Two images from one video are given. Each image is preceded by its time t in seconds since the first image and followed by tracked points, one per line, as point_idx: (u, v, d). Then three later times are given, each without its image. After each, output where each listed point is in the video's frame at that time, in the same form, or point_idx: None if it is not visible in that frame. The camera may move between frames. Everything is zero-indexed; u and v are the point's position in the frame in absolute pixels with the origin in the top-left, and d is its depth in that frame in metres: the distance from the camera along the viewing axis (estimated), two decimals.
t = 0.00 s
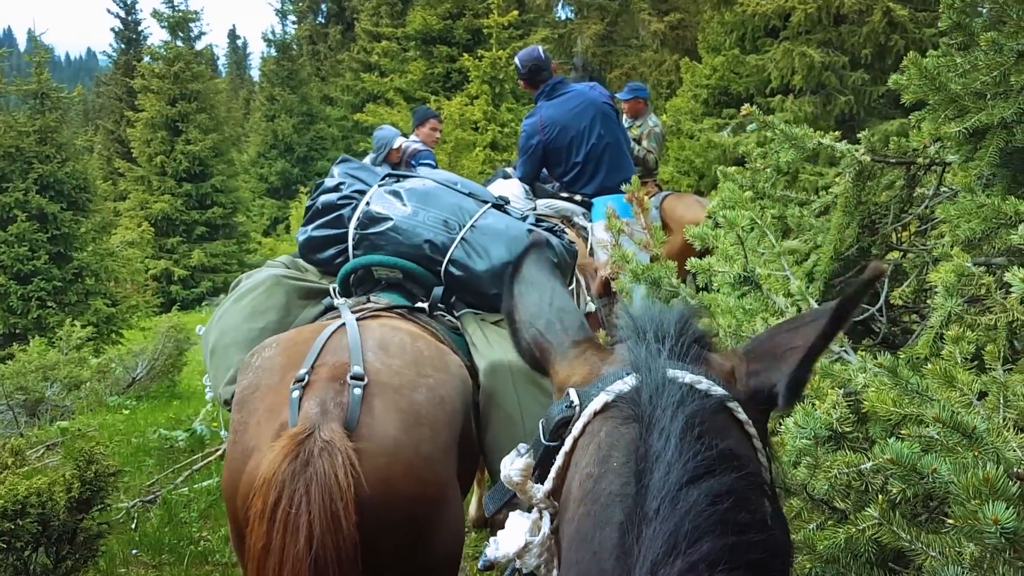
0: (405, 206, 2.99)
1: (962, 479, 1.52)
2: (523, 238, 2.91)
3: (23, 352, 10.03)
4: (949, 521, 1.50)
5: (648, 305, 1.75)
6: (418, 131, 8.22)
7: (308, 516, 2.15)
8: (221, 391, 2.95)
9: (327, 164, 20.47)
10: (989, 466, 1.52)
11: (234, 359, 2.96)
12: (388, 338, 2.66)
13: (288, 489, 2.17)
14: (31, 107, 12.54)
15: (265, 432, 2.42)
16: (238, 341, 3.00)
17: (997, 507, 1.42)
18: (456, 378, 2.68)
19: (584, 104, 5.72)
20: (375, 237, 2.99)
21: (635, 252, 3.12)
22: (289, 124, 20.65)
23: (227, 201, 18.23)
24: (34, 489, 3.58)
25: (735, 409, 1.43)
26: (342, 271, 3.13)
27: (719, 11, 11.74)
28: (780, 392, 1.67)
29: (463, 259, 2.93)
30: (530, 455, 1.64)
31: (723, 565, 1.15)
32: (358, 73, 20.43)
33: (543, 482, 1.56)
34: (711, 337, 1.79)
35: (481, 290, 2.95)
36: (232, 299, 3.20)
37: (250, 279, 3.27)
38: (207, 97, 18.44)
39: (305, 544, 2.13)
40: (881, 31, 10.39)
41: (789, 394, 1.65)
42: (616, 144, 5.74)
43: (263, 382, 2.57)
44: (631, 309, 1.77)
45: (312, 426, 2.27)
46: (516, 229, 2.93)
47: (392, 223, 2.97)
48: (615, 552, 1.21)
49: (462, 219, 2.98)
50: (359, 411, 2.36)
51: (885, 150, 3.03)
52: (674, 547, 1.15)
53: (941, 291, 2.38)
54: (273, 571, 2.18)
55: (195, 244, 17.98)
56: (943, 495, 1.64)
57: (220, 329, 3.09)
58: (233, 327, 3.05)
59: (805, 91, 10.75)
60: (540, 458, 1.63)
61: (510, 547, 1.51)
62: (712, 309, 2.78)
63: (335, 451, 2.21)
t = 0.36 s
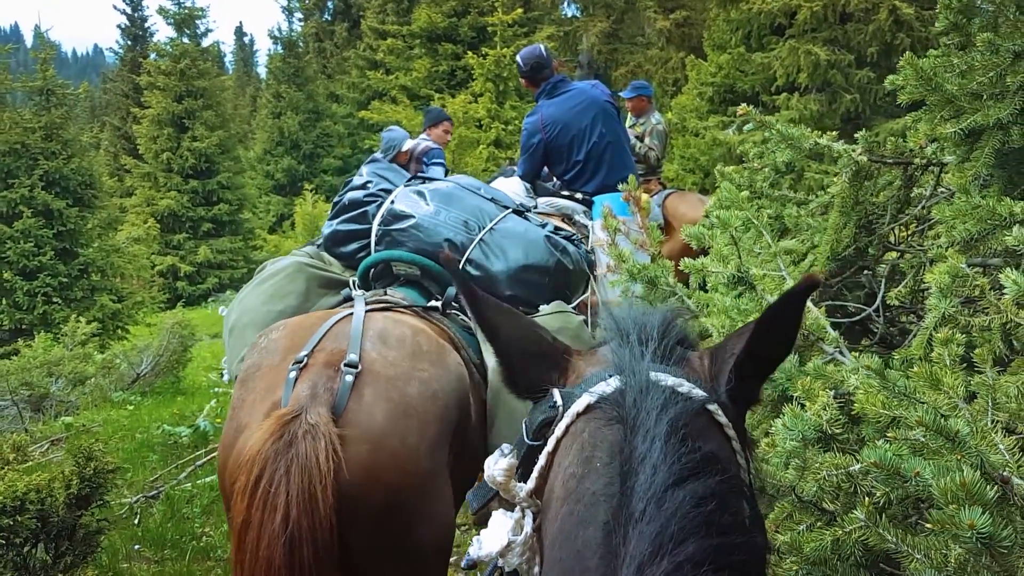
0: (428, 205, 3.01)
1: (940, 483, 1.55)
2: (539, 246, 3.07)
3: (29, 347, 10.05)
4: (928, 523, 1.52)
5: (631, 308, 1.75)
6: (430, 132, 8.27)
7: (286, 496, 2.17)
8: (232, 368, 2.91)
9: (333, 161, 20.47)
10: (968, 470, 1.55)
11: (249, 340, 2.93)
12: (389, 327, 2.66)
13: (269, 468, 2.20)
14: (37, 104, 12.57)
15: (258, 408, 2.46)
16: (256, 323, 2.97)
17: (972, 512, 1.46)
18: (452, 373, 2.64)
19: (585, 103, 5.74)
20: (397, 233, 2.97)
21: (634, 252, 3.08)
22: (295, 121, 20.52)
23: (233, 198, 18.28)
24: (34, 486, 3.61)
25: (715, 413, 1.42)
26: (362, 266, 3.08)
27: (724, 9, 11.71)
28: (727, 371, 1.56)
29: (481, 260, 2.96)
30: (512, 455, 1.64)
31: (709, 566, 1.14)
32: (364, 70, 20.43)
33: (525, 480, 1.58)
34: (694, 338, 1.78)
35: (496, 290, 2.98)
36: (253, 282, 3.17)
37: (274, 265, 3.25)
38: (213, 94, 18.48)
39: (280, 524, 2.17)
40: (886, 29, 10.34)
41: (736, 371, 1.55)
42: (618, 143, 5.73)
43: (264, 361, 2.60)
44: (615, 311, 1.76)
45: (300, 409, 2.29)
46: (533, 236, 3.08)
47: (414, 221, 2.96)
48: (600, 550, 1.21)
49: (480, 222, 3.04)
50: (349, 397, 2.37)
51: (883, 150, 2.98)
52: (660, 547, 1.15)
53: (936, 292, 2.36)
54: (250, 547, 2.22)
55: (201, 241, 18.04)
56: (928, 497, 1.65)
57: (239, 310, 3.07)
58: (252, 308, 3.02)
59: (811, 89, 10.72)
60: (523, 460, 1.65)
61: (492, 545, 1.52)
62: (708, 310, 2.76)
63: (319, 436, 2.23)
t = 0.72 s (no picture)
0: (422, 205, 3.03)
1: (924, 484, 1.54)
2: (531, 242, 3.06)
3: (37, 348, 10.09)
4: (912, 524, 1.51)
5: (612, 307, 1.74)
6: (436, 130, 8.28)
7: (292, 489, 2.18)
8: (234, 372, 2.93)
9: (340, 162, 20.53)
10: (953, 471, 1.55)
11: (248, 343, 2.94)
12: (394, 327, 2.68)
13: (277, 461, 2.20)
14: (46, 106, 12.63)
15: (264, 406, 2.47)
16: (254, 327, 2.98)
17: (955, 513, 1.45)
18: (456, 371, 2.62)
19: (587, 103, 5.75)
20: (392, 234, 3.00)
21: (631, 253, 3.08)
22: (302, 123, 20.43)
23: (240, 199, 18.34)
24: (35, 485, 3.62)
25: (694, 412, 1.41)
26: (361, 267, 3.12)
27: (730, 9, 11.68)
28: (706, 370, 1.55)
29: (474, 258, 2.95)
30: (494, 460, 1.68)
31: (690, 563, 1.14)
32: (370, 72, 20.48)
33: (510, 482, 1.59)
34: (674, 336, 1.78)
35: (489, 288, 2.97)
36: (255, 288, 3.19)
37: (274, 269, 3.26)
38: (221, 95, 18.54)
39: (286, 517, 2.17)
40: (892, 29, 10.30)
41: (714, 372, 1.53)
42: (620, 142, 5.72)
43: (269, 358, 2.61)
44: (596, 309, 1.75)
45: (307, 404, 2.30)
46: (526, 232, 3.08)
47: (408, 221, 2.98)
48: (583, 550, 1.22)
49: (473, 219, 3.04)
50: (355, 394, 2.38)
51: (880, 150, 3.00)
52: (643, 545, 1.15)
53: (932, 292, 2.34)
54: (254, 542, 2.21)
55: (209, 241, 18.13)
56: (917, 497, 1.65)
57: (240, 315, 3.08)
58: (252, 313, 3.03)
59: (816, 89, 10.69)
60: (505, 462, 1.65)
61: (477, 545, 1.55)
62: (706, 309, 2.75)
63: (327, 430, 2.25)
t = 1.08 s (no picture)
0: (414, 205, 3.03)
1: (919, 484, 1.53)
2: (524, 239, 3.06)
3: (40, 348, 10.09)
4: (906, 523, 1.51)
5: (606, 306, 1.74)
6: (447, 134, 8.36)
7: (282, 487, 2.18)
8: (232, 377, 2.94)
9: (342, 162, 20.56)
10: (947, 471, 1.54)
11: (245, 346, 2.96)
12: (383, 324, 2.67)
13: (266, 460, 2.20)
14: (47, 105, 12.66)
15: (254, 406, 2.47)
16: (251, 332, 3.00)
17: (948, 514, 1.44)
18: (447, 367, 2.64)
19: (587, 102, 5.74)
20: (385, 236, 2.99)
21: (630, 251, 3.09)
22: (303, 121, 20.47)
23: (242, 198, 18.35)
24: (36, 485, 3.63)
25: (689, 411, 1.41)
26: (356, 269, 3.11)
27: (731, 7, 11.65)
28: (698, 367, 1.55)
29: (469, 256, 2.96)
30: (491, 458, 1.69)
31: (687, 562, 1.15)
32: (372, 70, 20.48)
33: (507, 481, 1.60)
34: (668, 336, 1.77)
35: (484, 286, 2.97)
36: (250, 294, 3.21)
37: (269, 275, 3.29)
38: (222, 95, 18.54)
39: (277, 515, 2.17)
40: (893, 26, 10.27)
41: (706, 369, 1.53)
42: (620, 142, 5.72)
43: (260, 359, 2.63)
44: (590, 308, 1.75)
45: (294, 401, 2.30)
46: (518, 229, 3.08)
47: (401, 222, 2.98)
48: (581, 549, 1.23)
49: (465, 219, 3.03)
50: (343, 391, 2.38)
51: (879, 149, 3.01)
52: (640, 544, 1.15)
53: (931, 290, 2.33)
54: (247, 541, 2.22)
55: (211, 241, 18.15)
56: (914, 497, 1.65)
57: (237, 321, 3.10)
58: (249, 318, 3.05)
59: (818, 86, 10.68)
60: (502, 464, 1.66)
61: (473, 545, 1.54)
62: (705, 307, 2.75)
63: (315, 427, 2.24)
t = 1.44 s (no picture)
0: (410, 205, 3.03)
1: (916, 485, 1.53)
2: (518, 238, 3.04)
3: (41, 347, 10.09)
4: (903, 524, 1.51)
5: (602, 309, 1.74)
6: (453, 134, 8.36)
7: (278, 487, 2.18)
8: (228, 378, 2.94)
9: (344, 161, 20.59)
10: (944, 471, 1.54)
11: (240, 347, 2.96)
12: (376, 324, 2.68)
13: (261, 461, 2.20)
14: (50, 105, 12.71)
15: (248, 407, 2.47)
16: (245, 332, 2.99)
17: (946, 514, 1.45)
18: (440, 366, 2.64)
19: (590, 102, 5.74)
20: (380, 236, 3.00)
21: (630, 251, 3.08)
22: (306, 121, 20.47)
23: (244, 198, 18.38)
24: (36, 484, 3.64)
25: (684, 414, 1.40)
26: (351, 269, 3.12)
27: (733, 7, 11.63)
28: (693, 368, 1.55)
29: (462, 256, 2.95)
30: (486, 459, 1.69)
31: (683, 563, 1.15)
32: (374, 70, 20.49)
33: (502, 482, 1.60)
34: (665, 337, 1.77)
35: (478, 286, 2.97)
36: (246, 295, 3.21)
37: (264, 275, 3.29)
38: (224, 95, 18.56)
39: (273, 516, 2.16)
40: (896, 27, 10.25)
41: (701, 370, 1.53)
42: (622, 142, 5.71)
43: (254, 360, 2.63)
44: (587, 311, 1.76)
45: (288, 401, 2.30)
46: (513, 228, 3.06)
47: (396, 222, 2.99)
48: (577, 549, 1.23)
49: (461, 219, 3.03)
50: (337, 390, 2.38)
51: (880, 149, 3.01)
52: (636, 544, 1.15)
53: (931, 291, 2.33)
54: (244, 542, 2.21)
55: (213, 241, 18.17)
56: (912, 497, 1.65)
57: (232, 322, 3.10)
58: (245, 319, 3.05)
59: (820, 86, 10.66)
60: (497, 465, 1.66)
61: (469, 545, 1.56)
62: (705, 307, 2.75)
63: (309, 428, 2.24)
